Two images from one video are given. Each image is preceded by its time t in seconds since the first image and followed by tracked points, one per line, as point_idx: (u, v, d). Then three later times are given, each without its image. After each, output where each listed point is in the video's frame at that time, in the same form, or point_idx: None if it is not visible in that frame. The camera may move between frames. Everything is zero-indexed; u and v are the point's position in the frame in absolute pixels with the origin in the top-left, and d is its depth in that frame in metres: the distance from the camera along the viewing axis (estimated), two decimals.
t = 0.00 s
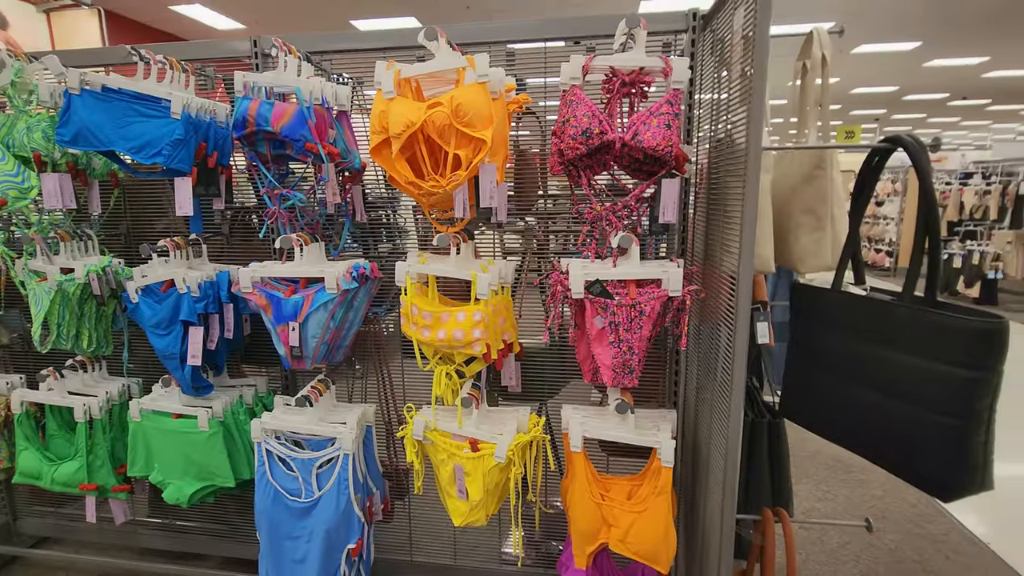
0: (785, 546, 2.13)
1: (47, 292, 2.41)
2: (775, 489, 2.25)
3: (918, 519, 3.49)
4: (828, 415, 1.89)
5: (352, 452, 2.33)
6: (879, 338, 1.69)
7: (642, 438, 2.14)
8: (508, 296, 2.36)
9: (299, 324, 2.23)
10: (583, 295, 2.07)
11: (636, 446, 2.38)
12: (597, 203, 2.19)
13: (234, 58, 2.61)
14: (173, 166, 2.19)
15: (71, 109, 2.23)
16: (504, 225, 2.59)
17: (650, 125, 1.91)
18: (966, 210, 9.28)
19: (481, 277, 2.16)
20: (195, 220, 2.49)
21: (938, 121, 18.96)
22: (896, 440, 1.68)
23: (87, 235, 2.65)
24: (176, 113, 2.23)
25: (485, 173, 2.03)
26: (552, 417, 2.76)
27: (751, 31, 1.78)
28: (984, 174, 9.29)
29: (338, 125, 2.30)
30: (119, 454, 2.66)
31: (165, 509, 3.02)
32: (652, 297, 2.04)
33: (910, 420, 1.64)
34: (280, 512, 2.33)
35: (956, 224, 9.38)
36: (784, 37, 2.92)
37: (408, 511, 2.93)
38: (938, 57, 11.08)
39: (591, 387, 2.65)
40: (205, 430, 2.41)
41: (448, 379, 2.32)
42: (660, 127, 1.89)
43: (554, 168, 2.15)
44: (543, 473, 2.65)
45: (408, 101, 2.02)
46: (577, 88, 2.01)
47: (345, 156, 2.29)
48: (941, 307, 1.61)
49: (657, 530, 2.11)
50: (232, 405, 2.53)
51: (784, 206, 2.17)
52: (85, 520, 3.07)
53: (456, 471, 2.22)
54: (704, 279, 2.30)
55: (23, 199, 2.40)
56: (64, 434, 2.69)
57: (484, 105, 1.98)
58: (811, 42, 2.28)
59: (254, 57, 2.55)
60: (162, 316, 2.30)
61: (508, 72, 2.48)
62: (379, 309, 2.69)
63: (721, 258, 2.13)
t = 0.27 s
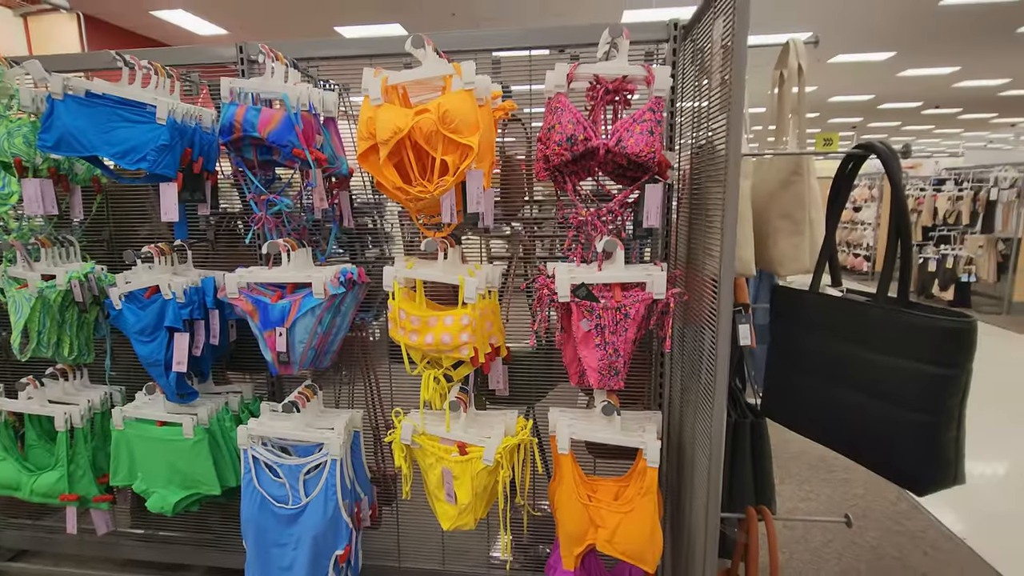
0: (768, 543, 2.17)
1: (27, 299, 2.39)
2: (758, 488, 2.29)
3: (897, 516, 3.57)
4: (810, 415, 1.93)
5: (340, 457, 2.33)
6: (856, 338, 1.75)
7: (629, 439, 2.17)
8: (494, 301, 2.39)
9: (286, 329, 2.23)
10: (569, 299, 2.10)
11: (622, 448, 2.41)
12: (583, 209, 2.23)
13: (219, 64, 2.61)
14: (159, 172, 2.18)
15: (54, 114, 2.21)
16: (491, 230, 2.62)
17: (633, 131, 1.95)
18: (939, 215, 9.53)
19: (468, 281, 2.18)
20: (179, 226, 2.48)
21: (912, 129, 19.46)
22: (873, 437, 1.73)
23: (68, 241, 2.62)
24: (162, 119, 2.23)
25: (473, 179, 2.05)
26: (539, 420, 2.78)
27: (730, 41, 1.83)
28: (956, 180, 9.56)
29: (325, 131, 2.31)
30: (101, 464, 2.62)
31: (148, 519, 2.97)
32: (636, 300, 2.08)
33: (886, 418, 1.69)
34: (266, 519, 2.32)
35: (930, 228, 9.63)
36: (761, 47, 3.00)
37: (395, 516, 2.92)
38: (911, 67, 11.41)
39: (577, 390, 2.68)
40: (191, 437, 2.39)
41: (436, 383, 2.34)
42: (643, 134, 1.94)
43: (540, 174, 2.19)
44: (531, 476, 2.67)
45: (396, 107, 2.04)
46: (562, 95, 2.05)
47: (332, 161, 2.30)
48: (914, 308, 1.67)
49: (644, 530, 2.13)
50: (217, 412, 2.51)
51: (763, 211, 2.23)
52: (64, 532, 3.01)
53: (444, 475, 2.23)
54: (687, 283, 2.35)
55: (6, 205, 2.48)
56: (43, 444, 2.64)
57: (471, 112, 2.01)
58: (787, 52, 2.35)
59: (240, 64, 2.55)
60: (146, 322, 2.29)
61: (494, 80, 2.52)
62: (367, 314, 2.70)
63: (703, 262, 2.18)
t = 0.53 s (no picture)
0: (757, 550, 2.20)
1: (13, 314, 2.36)
2: (746, 495, 2.33)
3: (882, 521, 3.64)
4: (796, 423, 1.98)
5: (332, 471, 2.33)
6: (839, 347, 1.80)
7: (619, 449, 2.20)
8: (485, 312, 2.41)
9: (277, 342, 2.23)
10: (559, 310, 2.14)
11: (612, 457, 2.44)
12: (571, 221, 2.26)
13: (209, 78, 2.62)
14: (148, 186, 2.18)
15: (43, 128, 2.21)
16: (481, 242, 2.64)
17: (621, 146, 2.00)
18: (918, 223, 9.76)
19: (459, 293, 2.20)
20: (168, 239, 2.47)
21: (891, 138, 19.92)
22: (856, 443, 1.78)
23: (54, 255, 2.60)
24: (152, 133, 2.23)
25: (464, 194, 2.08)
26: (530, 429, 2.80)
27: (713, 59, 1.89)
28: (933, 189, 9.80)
29: (316, 145, 2.33)
30: (86, 480, 2.59)
31: (134, 537, 2.93)
32: (625, 310, 2.12)
33: (868, 424, 1.74)
34: (257, 534, 2.30)
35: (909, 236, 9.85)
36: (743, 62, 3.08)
37: (387, 529, 2.92)
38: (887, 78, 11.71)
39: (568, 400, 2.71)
40: (180, 452, 2.38)
41: (428, 395, 2.35)
42: (630, 149, 1.98)
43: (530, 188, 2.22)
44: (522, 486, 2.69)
45: (387, 122, 2.07)
46: (551, 111, 2.09)
47: (324, 175, 2.32)
48: (893, 317, 1.72)
49: (634, 538, 2.16)
50: (207, 426, 2.49)
51: (747, 223, 2.28)
52: (48, 551, 2.96)
53: (437, 487, 2.23)
54: (675, 294, 2.39)
55: None
56: (27, 461, 2.60)
57: (461, 128, 2.04)
58: (767, 69, 2.42)
59: (230, 78, 2.56)
60: (135, 337, 2.28)
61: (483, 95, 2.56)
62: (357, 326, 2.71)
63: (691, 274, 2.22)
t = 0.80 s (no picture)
0: (749, 565, 2.19)
1: None
2: (738, 509, 2.32)
3: (871, 529, 3.65)
4: (786, 438, 1.98)
5: (318, 491, 2.28)
6: (827, 362, 1.80)
7: (610, 465, 2.18)
8: (474, 328, 2.39)
9: (262, 362, 2.19)
10: (548, 326, 2.12)
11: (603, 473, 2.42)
12: (559, 236, 2.25)
13: (191, 93, 2.58)
14: (129, 204, 2.14)
15: (19, 144, 2.16)
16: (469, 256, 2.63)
17: (608, 162, 1.99)
18: (900, 229, 9.91)
19: (447, 309, 2.18)
20: (150, 257, 2.43)
21: (872, 146, 20.29)
22: (846, 458, 1.78)
23: (31, 273, 2.53)
24: (132, 149, 2.19)
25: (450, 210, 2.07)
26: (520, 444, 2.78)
27: (699, 75, 1.89)
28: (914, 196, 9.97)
29: (301, 160, 2.30)
30: (63, 505, 2.51)
31: (115, 561, 2.85)
32: (614, 326, 2.11)
33: (858, 439, 1.74)
34: (242, 557, 2.25)
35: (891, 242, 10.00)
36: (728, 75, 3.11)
37: (375, 548, 2.87)
38: (867, 87, 11.94)
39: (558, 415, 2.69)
40: (161, 475, 2.32)
41: (416, 413, 2.32)
42: (617, 164, 1.98)
43: (517, 203, 2.21)
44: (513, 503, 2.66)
45: (372, 138, 2.05)
46: (538, 126, 2.09)
47: (309, 191, 2.29)
48: (880, 332, 1.72)
49: (626, 556, 2.14)
50: (189, 447, 2.44)
51: (734, 237, 2.29)
52: None
53: (426, 506, 2.20)
54: (664, 307, 2.39)
55: None
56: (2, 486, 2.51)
57: (447, 144, 2.03)
58: (752, 83, 2.45)
59: (213, 92, 2.53)
60: (115, 357, 2.23)
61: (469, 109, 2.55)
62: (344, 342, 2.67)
63: (679, 287, 2.22)
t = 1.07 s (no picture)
0: None
1: None
2: (734, 531, 2.23)
3: (867, 543, 3.58)
4: (783, 459, 1.89)
5: (296, 520, 2.16)
6: (823, 379, 1.73)
7: (602, 488, 2.09)
8: (459, 345, 2.29)
9: (235, 384, 2.08)
10: (536, 344, 2.04)
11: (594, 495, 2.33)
12: (547, 249, 2.17)
13: (163, 102, 2.48)
14: (93, 218, 2.03)
15: None
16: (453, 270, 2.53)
17: (597, 173, 1.92)
18: (886, 235, 9.98)
19: (430, 327, 2.09)
20: (118, 273, 2.31)
21: (856, 153, 20.54)
22: (849, 483, 1.70)
23: None
24: (97, 161, 2.08)
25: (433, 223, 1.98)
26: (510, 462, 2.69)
27: (690, 83, 1.83)
28: (900, 203, 10.04)
29: (277, 172, 2.21)
30: (23, 537, 2.37)
31: None
32: (605, 343, 2.03)
33: (861, 462, 1.66)
34: None
35: (878, 249, 10.06)
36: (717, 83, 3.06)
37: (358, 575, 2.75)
38: (852, 96, 12.07)
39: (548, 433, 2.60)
40: (128, 505, 2.19)
41: (399, 435, 2.21)
42: (606, 175, 1.91)
43: (503, 215, 2.13)
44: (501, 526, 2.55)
45: (351, 149, 1.96)
46: (524, 136, 2.01)
47: (285, 204, 2.20)
48: (880, 349, 1.66)
49: None
50: (159, 474, 2.31)
51: (727, 248, 2.22)
52: None
53: (409, 534, 2.09)
54: (655, 322, 2.31)
55: None
56: None
57: (429, 154, 1.94)
58: (742, 91, 2.39)
59: (185, 101, 2.44)
60: (77, 381, 2.10)
61: (454, 118, 2.48)
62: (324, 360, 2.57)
63: (671, 302, 2.14)
